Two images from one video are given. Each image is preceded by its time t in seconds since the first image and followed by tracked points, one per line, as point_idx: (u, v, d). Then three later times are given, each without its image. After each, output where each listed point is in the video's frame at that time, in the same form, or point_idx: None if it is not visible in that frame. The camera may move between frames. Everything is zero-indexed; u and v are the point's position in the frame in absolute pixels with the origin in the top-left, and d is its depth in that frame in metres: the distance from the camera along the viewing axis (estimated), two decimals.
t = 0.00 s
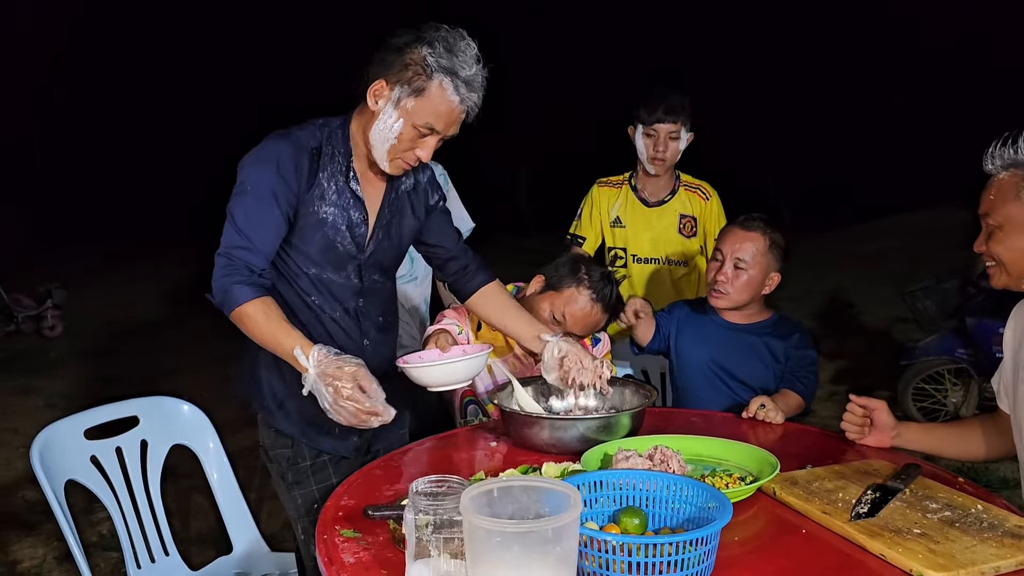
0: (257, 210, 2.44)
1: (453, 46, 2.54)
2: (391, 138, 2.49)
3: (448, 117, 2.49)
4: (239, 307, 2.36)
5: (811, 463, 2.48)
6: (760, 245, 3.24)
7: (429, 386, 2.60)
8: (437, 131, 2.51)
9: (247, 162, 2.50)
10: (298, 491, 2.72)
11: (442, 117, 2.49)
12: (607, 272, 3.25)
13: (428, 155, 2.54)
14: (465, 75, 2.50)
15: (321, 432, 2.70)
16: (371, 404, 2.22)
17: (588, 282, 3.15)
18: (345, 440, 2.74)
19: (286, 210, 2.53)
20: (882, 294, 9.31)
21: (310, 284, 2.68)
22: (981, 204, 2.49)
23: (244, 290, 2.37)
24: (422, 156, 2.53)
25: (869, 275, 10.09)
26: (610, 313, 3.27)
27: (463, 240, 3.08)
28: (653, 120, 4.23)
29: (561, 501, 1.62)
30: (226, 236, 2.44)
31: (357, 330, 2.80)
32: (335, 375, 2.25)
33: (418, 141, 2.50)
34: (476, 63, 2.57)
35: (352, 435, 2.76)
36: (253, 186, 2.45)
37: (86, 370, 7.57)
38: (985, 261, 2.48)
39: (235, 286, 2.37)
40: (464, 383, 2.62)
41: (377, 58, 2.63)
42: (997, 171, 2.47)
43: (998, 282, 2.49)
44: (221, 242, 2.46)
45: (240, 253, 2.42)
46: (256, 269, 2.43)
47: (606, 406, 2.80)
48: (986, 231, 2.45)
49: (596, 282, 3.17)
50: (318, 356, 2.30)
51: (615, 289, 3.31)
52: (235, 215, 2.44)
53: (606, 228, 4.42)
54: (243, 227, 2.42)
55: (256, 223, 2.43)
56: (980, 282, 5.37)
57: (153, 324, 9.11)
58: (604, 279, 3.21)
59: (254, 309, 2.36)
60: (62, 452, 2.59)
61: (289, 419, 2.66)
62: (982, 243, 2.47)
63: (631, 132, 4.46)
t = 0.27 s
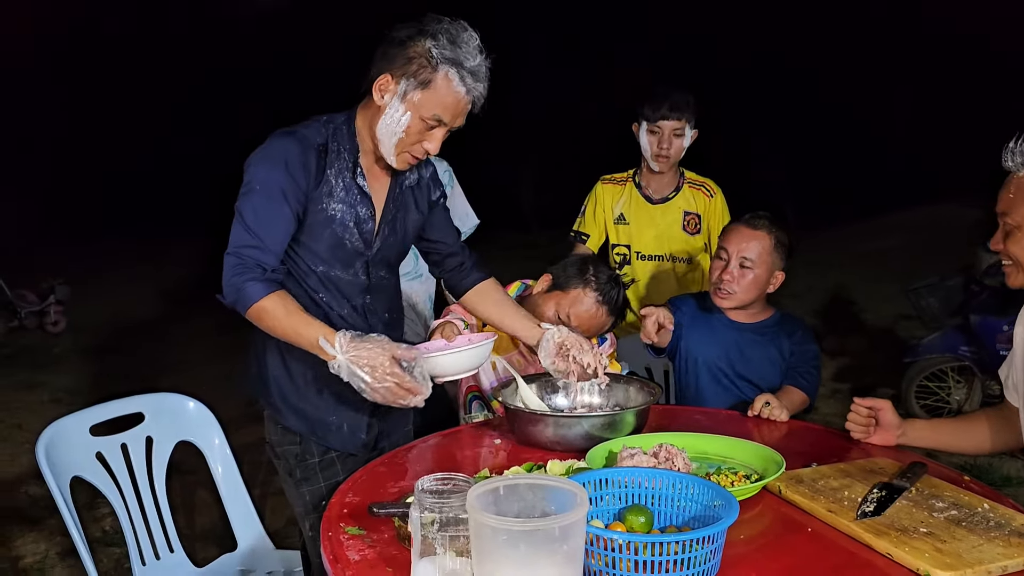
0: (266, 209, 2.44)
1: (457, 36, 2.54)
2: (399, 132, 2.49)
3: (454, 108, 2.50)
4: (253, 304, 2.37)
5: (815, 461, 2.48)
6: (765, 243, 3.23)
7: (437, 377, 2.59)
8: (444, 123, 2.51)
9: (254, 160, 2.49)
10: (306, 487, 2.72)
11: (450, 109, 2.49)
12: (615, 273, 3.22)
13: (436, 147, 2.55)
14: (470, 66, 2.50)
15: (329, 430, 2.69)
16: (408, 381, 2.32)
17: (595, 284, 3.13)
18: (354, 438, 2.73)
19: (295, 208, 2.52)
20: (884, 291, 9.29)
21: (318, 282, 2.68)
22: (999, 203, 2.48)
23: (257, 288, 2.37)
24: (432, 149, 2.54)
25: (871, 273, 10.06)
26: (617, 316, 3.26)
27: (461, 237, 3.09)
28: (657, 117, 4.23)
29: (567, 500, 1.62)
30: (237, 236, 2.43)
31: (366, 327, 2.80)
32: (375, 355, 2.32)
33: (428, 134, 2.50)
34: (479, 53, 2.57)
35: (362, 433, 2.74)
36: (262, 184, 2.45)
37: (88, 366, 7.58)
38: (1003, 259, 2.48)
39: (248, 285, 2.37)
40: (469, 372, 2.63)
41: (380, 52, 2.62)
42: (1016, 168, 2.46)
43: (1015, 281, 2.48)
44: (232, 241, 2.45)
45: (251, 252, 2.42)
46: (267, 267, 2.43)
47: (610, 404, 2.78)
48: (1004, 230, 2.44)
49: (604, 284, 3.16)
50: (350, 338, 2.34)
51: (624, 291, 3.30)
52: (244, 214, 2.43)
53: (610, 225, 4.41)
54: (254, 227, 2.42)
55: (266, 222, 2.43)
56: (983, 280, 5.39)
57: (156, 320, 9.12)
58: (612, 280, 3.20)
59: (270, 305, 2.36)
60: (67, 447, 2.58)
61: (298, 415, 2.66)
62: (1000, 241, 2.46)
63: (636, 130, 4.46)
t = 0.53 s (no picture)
0: (276, 202, 2.42)
1: (467, 27, 2.51)
2: (409, 123, 2.47)
3: (465, 98, 2.48)
4: (264, 297, 2.35)
5: (824, 458, 2.46)
6: (772, 241, 3.21)
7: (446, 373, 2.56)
8: (454, 113, 2.49)
9: (263, 153, 2.47)
10: (313, 484, 2.70)
11: (460, 100, 2.47)
12: (624, 276, 3.21)
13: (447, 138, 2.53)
14: (481, 56, 2.48)
15: (337, 425, 2.67)
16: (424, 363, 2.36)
17: (604, 286, 3.11)
18: (361, 434, 2.71)
19: (305, 201, 2.50)
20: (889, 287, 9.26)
21: (327, 276, 2.66)
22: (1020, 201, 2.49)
23: (268, 281, 2.35)
24: (442, 140, 2.52)
25: (878, 269, 10.03)
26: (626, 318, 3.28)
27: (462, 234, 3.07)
28: (665, 111, 4.20)
29: (574, 496, 1.60)
30: (247, 229, 2.42)
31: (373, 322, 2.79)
32: (391, 339, 2.35)
33: (439, 125, 2.49)
34: (488, 42, 2.54)
35: (369, 428, 2.72)
36: (272, 177, 2.43)
37: (93, 361, 7.58)
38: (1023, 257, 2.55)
39: (259, 278, 2.35)
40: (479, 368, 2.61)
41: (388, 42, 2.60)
42: None
43: None
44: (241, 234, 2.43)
45: (260, 245, 2.40)
46: (278, 260, 2.41)
47: (616, 401, 2.77)
48: None
49: (612, 284, 3.14)
50: (364, 324, 2.36)
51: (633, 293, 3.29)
52: (254, 207, 2.41)
53: (617, 221, 4.39)
54: (263, 221, 2.41)
55: (276, 215, 2.42)
56: (992, 276, 5.35)
57: (161, 315, 9.12)
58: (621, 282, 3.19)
59: (281, 297, 2.35)
60: (72, 443, 2.57)
61: (306, 412, 2.65)
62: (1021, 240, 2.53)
63: (643, 124, 4.43)
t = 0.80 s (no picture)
0: (276, 199, 2.39)
1: (460, 19, 2.48)
2: (405, 117, 2.44)
3: (460, 91, 2.44)
4: (266, 296, 2.32)
5: (827, 461, 2.43)
6: (774, 241, 3.17)
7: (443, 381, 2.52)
8: (450, 105, 2.46)
9: (260, 150, 2.43)
10: (311, 485, 2.69)
11: (456, 93, 2.44)
12: (624, 277, 3.16)
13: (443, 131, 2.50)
14: (474, 48, 2.46)
15: (335, 426, 2.65)
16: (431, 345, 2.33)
17: (604, 286, 3.07)
18: (360, 434, 2.69)
19: (304, 198, 2.47)
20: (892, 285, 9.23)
21: (325, 275, 2.64)
22: None
23: (270, 278, 2.32)
24: (439, 133, 2.50)
25: (882, 266, 9.99)
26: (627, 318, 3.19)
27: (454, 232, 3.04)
28: (667, 108, 4.18)
29: (571, 501, 1.58)
30: (246, 227, 2.38)
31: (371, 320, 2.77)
32: (394, 323, 2.32)
33: (435, 118, 2.46)
34: (481, 34, 2.52)
35: (367, 428, 2.70)
36: (270, 174, 2.39)
37: (95, 359, 7.57)
38: None
39: (260, 276, 2.32)
40: (479, 377, 2.57)
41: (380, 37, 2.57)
42: None
43: None
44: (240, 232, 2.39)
45: (264, 243, 2.36)
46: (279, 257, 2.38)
47: (617, 401, 2.73)
48: None
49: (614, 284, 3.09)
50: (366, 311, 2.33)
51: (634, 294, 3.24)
52: (253, 204, 2.37)
53: (619, 219, 4.35)
54: (265, 218, 2.37)
55: (276, 212, 2.38)
56: (998, 274, 5.24)
57: (163, 312, 9.12)
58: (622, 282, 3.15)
59: (284, 294, 2.31)
60: (67, 444, 2.56)
61: (303, 413, 2.62)
62: None
63: (646, 121, 4.40)
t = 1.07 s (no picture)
0: (301, 193, 2.29)
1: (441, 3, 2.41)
2: (388, 106, 2.38)
3: (445, 77, 2.35)
4: (337, 287, 2.20)
5: (835, 465, 2.35)
6: (777, 239, 3.10)
7: (436, 397, 2.48)
8: (436, 92, 2.37)
9: (266, 147, 2.32)
10: (302, 490, 2.62)
11: (440, 78, 2.34)
12: (619, 269, 2.98)
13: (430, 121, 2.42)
14: (457, 33, 2.37)
15: (330, 429, 2.59)
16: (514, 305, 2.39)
17: (599, 281, 2.88)
18: (355, 437, 2.64)
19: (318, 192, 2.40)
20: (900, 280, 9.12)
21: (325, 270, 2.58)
22: None
23: (334, 269, 2.21)
24: (427, 121, 2.41)
25: (889, 261, 9.90)
26: (624, 312, 3.03)
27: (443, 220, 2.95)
28: (671, 101, 4.11)
29: (566, 512, 1.51)
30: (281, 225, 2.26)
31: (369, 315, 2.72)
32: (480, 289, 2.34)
33: (423, 106, 2.37)
34: (464, 19, 2.44)
35: (362, 431, 2.65)
36: (288, 168, 2.30)
37: (95, 355, 7.54)
38: None
39: (323, 269, 2.21)
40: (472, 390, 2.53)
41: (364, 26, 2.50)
42: None
43: None
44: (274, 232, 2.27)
45: (305, 235, 2.26)
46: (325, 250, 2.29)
47: (618, 401, 2.67)
48: None
49: (612, 278, 2.93)
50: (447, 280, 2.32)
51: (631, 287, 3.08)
52: (283, 201, 2.27)
53: (621, 214, 4.28)
54: (294, 210, 2.27)
55: (307, 206, 2.29)
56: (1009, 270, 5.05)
57: (165, 308, 9.09)
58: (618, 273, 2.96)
59: (355, 277, 2.21)
60: (54, 447, 2.50)
61: (294, 415, 2.56)
62: None
63: (649, 114, 4.33)
